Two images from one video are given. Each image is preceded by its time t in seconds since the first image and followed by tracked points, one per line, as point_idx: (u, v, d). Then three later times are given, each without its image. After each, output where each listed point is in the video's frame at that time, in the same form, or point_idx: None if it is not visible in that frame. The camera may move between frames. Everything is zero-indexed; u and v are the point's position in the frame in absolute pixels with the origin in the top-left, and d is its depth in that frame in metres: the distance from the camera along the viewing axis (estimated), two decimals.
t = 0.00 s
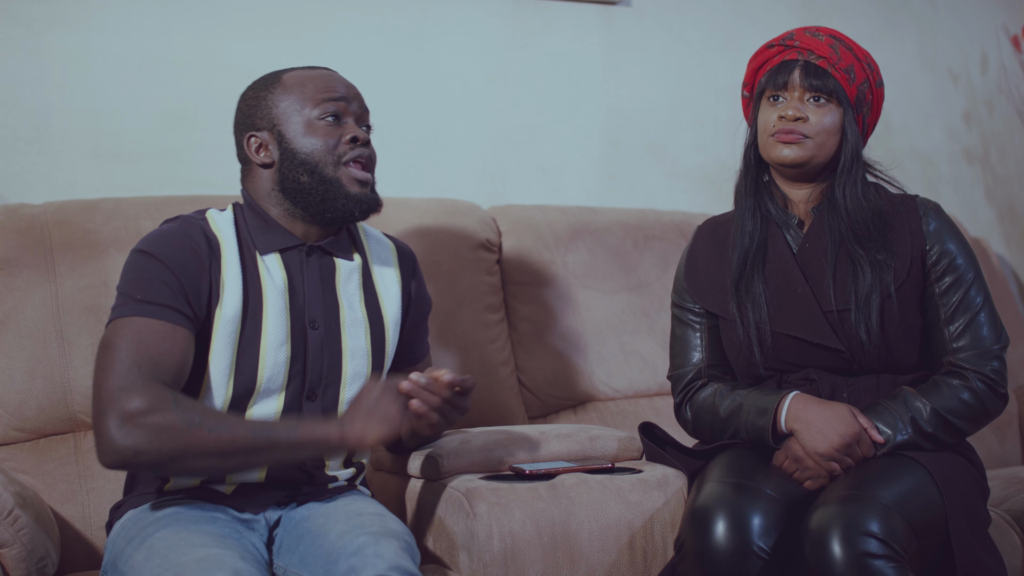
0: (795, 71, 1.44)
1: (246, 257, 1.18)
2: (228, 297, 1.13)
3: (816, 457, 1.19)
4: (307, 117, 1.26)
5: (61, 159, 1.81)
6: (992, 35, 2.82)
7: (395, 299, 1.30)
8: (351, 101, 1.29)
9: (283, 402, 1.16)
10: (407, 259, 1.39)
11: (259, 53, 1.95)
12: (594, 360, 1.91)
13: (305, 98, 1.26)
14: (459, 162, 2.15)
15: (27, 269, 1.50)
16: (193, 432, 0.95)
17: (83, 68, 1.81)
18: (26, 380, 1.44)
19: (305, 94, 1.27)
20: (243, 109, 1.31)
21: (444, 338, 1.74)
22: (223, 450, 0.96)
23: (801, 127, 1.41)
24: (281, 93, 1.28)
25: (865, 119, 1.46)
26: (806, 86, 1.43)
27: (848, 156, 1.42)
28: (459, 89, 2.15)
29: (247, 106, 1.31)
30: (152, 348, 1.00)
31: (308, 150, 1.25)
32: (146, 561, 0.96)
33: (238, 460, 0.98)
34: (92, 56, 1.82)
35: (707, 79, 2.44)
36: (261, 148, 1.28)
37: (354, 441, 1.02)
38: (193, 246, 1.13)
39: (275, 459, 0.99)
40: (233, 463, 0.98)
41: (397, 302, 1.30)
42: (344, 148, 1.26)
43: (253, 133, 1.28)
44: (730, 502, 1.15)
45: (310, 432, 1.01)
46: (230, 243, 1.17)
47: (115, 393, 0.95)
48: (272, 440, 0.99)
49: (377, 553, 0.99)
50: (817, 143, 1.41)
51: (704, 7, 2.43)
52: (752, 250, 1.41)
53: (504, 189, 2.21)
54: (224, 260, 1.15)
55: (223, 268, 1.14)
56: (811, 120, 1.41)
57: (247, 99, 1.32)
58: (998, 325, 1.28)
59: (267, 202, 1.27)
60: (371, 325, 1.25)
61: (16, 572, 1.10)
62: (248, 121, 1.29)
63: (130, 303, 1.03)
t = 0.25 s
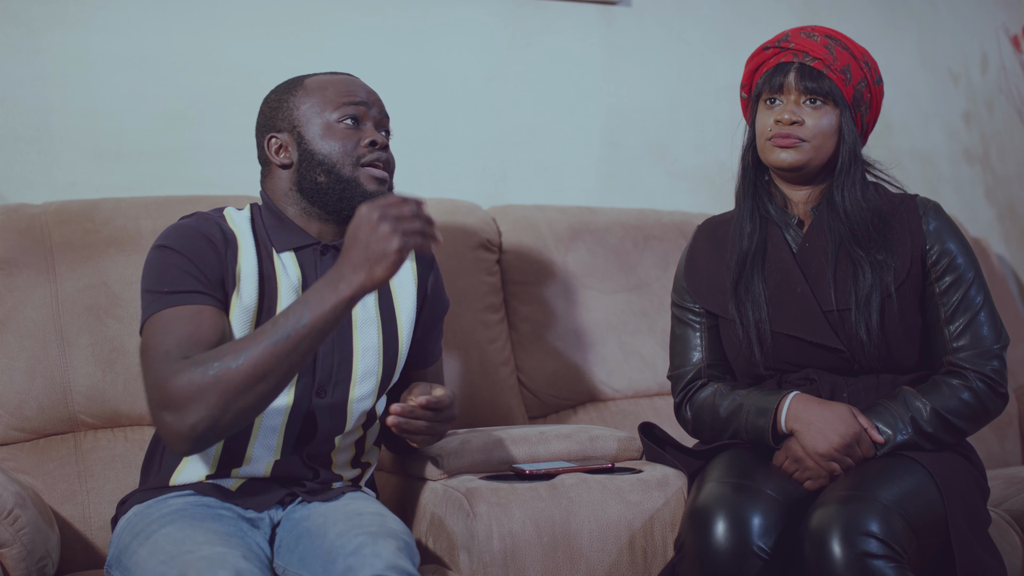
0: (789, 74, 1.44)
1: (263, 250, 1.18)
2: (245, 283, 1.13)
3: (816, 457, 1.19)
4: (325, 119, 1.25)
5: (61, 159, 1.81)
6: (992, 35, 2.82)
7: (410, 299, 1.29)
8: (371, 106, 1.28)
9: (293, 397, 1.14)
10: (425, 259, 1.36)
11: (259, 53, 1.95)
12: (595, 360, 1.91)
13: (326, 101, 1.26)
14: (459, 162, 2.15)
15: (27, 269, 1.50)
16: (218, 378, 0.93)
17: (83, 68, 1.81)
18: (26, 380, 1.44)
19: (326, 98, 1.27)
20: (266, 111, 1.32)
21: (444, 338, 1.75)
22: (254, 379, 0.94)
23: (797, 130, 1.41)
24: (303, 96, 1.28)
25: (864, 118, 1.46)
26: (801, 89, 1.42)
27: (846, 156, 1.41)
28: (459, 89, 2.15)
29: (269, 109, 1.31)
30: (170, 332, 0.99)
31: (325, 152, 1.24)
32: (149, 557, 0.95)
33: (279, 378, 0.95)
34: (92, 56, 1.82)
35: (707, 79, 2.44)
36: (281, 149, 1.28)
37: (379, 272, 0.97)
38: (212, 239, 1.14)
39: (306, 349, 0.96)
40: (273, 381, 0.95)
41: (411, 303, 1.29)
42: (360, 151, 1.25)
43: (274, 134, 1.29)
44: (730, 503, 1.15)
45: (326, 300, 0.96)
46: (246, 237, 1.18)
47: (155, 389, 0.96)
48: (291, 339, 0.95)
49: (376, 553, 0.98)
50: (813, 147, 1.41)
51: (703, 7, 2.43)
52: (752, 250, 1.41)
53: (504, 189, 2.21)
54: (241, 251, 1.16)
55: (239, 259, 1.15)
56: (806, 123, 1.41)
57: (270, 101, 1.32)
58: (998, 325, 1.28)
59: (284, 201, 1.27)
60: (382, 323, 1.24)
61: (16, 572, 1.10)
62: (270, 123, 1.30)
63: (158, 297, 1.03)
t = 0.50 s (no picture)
0: (785, 72, 1.44)
1: (270, 247, 1.18)
2: (254, 278, 1.13)
3: (816, 457, 1.19)
4: (335, 119, 1.25)
5: (61, 159, 1.81)
6: (992, 35, 2.83)
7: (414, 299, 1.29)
8: (380, 107, 1.28)
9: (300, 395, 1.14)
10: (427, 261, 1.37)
11: (259, 53, 1.95)
12: (595, 360, 1.91)
13: (335, 101, 1.27)
14: (459, 162, 2.15)
15: (27, 269, 1.50)
16: (233, 370, 0.93)
17: (83, 68, 1.81)
18: (26, 380, 1.44)
19: (335, 97, 1.27)
20: (273, 111, 1.32)
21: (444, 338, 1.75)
22: (271, 372, 0.94)
23: (790, 128, 1.41)
24: (311, 96, 1.28)
25: (862, 118, 1.44)
26: (795, 88, 1.42)
27: (840, 156, 1.41)
28: (459, 89, 2.15)
29: (276, 108, 1.31)
30: (182, 324, 0.99)
31: (335, 150, 1.24)
32: (148, 561, 0.95)
33: (297, 373, 0.95)
34: (92, 56, 1.82)
35: (707, 79, 2.44)
36: (289, 147, 1.27)
37: (405, 275, 0.97)
38: (221, 234, 1.14)
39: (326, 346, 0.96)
40: (291, 376, 0.95)
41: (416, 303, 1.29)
42: (370, 151, 1.25)
43: (281, 133, 1.28)
44: (730, 503, 1.15)
45: (348, 296, 0.96)
46: (255, 233, 1.18)
47: (168, 380, 0.95)
48: (309, 335, 0.94)
49: (375, 561, 0.98)
50: (807, 144, 1.41)
51: (703, 7, 2.43)
52: (751, 250, 1.41)
53: (504, 189, 2.21)
54: (251, 246, 1.16)
55: (248, 254, 1.15)
56: (800, 120, 1.41)
57: (276, 101, 1.32)
58: (997, 324, 1.28)
59: (291, 200, 1.27)
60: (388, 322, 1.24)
61: (15, 572, 1.10)
62: (278, 121, 1.30)
63: (170, 288, 1.03)
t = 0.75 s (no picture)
0: (773, 74, 1.44)
1: (270, 250, 1.18)
2: (254, 282, 1.14)
3: (816, 457, 1.19)
4: (336, 119, 1.25)
5: (61, 159, 1.81)
6: (992, 35, 2.83)
7: (414, 300, 1.29)
8: (381, 106, 1.28)
9: (300, 399, 1.14)
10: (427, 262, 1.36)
11: (259, 53, 1.95)
12: (595, 360, 1.91)
13: (336, 100, 1.26)
14: (459, 162, 2.15)
15: (27, 269, 1.50)
16: (222, 352, 0.90)
17: (83, 67, 1.81)
18: (26, 380, 1.44)
19: (335, 97, 1.27)
20: (273, 110, 1.32)
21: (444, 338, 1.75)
22: (259, 351, 0.90)
23: (780, 132, 1.42)
24: (311, 96, 1.28)
25: (857, 115, 1.43)
26: (784, 91, 1.42)
27: (833, 156, 1.40)
28: (459, 89, 2.15)
29: (277, 108, 1.31)
30: (179, 314, 0.97)
31: (337, 150, 1.23)
32: (147, 561, 0.95)
33: (286, 352, 0.92)
34: (92, 56, 1.82)
35: (707, 79, 2.44)
36: (289, 148, 1.27)
37: (395, 250, 0.96)
38: (221, 233, 1.14)
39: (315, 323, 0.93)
40: (281, 356, 0.92)
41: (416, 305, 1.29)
42: (372, 149, 1.24)
43: (281, 133, 1.28)
44: (730, 503, 1.15)
45: (336, 270, 0.94)
46: (255, 235, 1.18)
47: (161, 367, 0.93)
48: (296, 311, 0.92)
49: (376, 561, 0.98)
50: (799, 146, 1.41)
51: (703, 6, 2.43)
52: (753, 250, 1.41)
53: (504, 189, 2.21)
54: (252, 247, 1.16)
55: (250, 256, 1.15)
56: (791, 124, 1.41)
57: (276, 102, 1.32)
58: (998, 325, 1.28)
59: (292, 200, 1.27)
60: (388, 325, 1.24)
61: (15, 572, 1.10)
62: (279, 121, 1.30)
63: (167, 281, 1.02)
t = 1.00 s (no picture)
0: (768, 73, 1.45)
1: (271, 250, 1.18)
2: (254, 283, 1.13)
3: (816, 457, 1.19)
4: (337, 117, 1.25)
5: (61, 159, 1.81)
6: (992, 35, 2.83)
7: (415, 302, 1.29)
8: (382, 105, 1.28)
9: (301, 402, 1.14)
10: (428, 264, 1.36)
11: (259, 53, 1.95)
12: (595, 360, 1.91)
13: (337, 99, 1.26)
14: (459, 162, 2.15)
15: (27, 269, 1.50)
16: (205, 354, 0.90)
17: (83, 68, 1.81)
18: (26, 379, 1.44)
19: (336, 95, 1.27)
20: (274, 108, 1.32)
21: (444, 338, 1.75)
22: (241, 355, 0.90)
23: (774, 130, 1.42)
24: (313, 94, 1.28)
25: (853, 112, 1.43)
26: (777, 90, 1.43)
27: (828, 154, 1.41)
28: (458, 90, 2.15)
29: (277, 106, 1.31)
30: (171, 313, 0.98)
31: (338, 149, 1.23)
32: (147, 561, 0.95)
33: (267, 358, 0.91)
34: (92, 56, 1.82)
35: (707, 80, 2.44)
36: (290, 147, 1.27)
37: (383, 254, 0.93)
38: (220, 233, 1.13)
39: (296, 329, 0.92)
40: (263, 360, 0.91)
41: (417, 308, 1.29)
42: (373, 149, 1.24)
43: (282, 132, 1.28)
44: (730, 503, 1.15)
45: (317, 275, 0.92)
46: (255, 235, 1.18)
47: (150, 369, 0.93)
48: (276, 316, 0.91)
49: (377, 562, 0.97)
50: (790, 145, 1.41)
51: (703, 6, 2.43)
52: (753, 250, 1.41)
53: (504, 189, 2.21)
54: (252, 249, 1.16)
55: (248, 257, 1.14)
56: (784, 121, 1.41)
57: (277, 99, 1.32)
58: (998, 326, 1.28)
59: (292, 199, 1.27)
60: (388, 325, 1.24)
61: (15, 572, 1.10)
62: (279, 119, 1.30)
63: (163, 281, 1.02)
